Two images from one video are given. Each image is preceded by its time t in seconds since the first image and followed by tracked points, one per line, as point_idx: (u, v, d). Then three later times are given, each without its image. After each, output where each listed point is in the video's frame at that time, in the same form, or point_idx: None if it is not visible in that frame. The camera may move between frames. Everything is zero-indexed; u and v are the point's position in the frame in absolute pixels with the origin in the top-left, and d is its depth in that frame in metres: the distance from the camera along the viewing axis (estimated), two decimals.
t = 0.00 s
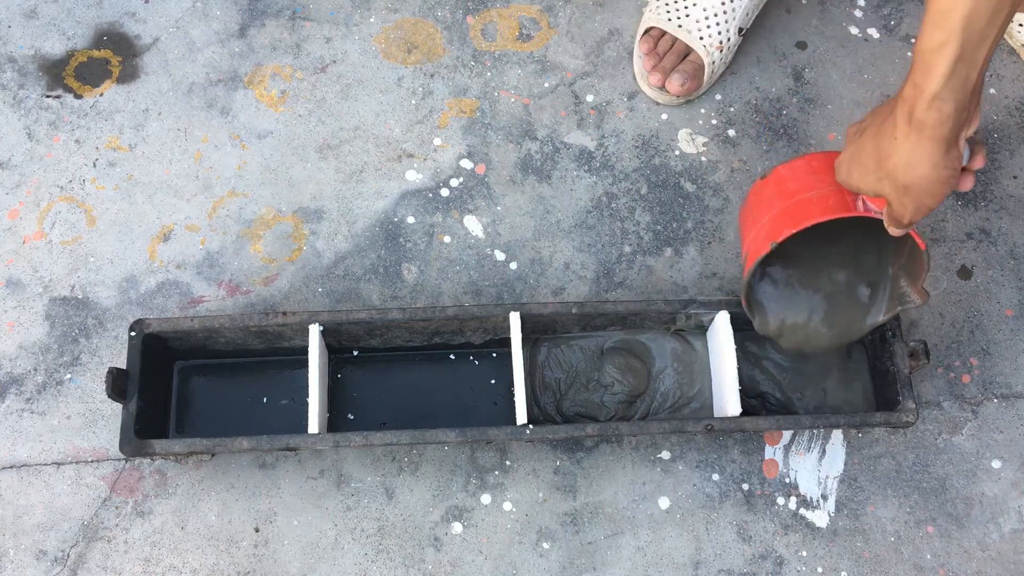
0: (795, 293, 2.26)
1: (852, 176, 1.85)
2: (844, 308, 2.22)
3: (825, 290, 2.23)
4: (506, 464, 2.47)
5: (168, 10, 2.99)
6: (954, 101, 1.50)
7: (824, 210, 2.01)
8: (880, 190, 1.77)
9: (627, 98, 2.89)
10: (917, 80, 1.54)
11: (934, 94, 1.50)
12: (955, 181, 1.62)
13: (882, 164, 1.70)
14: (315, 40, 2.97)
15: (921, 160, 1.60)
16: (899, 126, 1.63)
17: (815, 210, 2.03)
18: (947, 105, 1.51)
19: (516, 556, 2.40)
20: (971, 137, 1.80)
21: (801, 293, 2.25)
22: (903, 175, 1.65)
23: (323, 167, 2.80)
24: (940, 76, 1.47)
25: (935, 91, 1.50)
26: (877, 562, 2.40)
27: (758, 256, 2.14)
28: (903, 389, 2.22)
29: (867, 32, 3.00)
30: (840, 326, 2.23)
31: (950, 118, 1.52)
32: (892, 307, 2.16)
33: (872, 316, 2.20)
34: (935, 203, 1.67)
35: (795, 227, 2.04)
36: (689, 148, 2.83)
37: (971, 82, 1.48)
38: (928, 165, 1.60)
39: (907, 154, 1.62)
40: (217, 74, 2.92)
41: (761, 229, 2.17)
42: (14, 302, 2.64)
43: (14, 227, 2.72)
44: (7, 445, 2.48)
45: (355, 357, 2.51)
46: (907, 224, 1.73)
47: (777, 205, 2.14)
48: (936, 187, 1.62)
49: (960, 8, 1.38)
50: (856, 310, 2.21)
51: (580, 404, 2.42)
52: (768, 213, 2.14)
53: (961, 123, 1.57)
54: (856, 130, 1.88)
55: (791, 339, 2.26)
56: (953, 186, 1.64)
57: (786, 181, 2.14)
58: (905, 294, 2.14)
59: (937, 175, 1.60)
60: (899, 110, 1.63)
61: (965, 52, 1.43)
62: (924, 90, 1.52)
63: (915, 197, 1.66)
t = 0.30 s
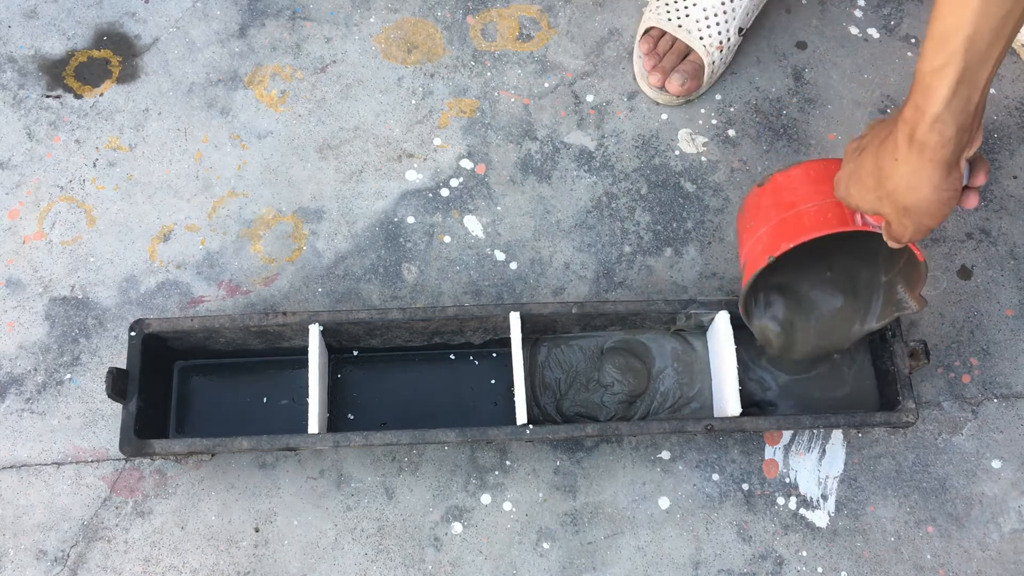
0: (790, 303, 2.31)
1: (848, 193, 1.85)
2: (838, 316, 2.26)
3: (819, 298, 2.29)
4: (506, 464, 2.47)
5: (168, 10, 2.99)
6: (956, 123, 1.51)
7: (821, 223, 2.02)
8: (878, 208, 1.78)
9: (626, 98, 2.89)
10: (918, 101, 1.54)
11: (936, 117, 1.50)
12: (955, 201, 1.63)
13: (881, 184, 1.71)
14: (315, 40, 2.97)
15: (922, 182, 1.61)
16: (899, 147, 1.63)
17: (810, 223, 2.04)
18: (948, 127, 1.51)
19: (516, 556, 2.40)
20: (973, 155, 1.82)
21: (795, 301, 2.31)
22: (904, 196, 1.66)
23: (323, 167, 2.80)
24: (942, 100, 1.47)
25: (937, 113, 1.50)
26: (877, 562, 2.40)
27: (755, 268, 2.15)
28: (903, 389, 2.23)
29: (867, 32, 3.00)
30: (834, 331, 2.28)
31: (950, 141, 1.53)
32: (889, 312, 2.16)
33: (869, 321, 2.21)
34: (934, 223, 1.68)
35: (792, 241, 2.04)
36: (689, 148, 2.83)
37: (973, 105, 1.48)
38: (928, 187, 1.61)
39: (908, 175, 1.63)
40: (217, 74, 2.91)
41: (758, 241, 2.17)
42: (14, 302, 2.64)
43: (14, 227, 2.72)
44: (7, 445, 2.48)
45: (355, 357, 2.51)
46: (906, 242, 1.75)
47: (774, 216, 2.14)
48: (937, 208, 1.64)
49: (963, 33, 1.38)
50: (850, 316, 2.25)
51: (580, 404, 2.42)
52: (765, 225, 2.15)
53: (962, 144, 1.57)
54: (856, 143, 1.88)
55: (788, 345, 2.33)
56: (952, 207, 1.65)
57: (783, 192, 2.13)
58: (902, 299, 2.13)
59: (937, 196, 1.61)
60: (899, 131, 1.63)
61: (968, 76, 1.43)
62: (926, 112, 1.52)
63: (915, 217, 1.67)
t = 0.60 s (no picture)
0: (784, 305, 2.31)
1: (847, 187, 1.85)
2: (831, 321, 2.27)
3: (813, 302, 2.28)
4: (506, 464, 2.47)
5: (168, 10, 2.99)
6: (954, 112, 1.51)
7: (819, 219, 2.02)
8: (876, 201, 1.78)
9: (626, 98, 2.89)
10: (917, 90, 1.54)
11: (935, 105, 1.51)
12: (953, 193, 1.63)
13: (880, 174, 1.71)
14: (315, 40, 2.97)
15: (920, 172, 1.61)
16: (898, 136, 1.63)
17: (809, 219, 2.03)
18: (947, 116, 1.51)
19: (516, 556, 2.40)
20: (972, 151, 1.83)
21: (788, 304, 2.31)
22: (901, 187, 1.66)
23: (323, 168, 2.80)
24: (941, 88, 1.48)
25: (936, 102, 1.50)
26: (877, 562, 2.40)
27: (753, 264, 2.14)
28: (903, 389, 2.23)
29: (867, 32, 3.00)
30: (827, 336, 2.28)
31: (949, 130, 1.53)
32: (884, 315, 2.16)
33: (863, 326, 2.21)
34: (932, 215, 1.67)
35: (791, 236, 2.04)
36: (689, 148, 2.83)
37: (972, 93, 1.49)
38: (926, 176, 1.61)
39: (906, 165, 1.62)
40: (217, 74, 2.91)
41: (756, 237, 2.16)
42: (14, 302, 2.64)
43: (14, 227, 2.72)
44: (7, 445, 2.48)
45: (355, 357, 2.51)
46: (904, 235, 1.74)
47: (772, 213, 2.14)
48: (935, 198, 1.63)
49: (962, 20, 1.39)
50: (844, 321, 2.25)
51: (580, 404, 2.42)
52: (762, 221, 2.14)
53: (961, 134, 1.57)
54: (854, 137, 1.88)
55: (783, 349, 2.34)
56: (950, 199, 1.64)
57: (781, 190, 2.13)
58: (900, 302, 2.12)
59: (935, 186, 1.61)
60: (898, 121, 1.63)
61: (966, 64, 1.43)
62: (925, 101, 1.53)
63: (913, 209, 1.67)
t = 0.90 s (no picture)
0: (781, 302, 2.28)
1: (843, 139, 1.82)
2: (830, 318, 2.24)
3: (811, 299, 2.26)
4: (506, 464, 2.47)
5: (168, 10, 2.99)
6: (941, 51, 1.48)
7: (814, 191, 1.99)
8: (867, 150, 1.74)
9: (626, 98, 2.89)
10: (904, 30, 1.52)
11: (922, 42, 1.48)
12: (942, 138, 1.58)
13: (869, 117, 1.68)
14: (315, 40, 2.97)
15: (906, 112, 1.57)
16: (886, 80, 1.61)
17: (804, 195, 2.00)
18: (931, 55, 1.48)
19: (516, 556, 2.40)
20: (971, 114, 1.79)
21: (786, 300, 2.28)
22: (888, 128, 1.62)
23: (323, 167, 2.80)
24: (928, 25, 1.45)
25: (923, 42, 1.47)
26: (877, 562, 2.40)
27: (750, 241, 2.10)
28: (903, 390, 2.24)
29: (867, 32, 3.00)
30: (828, 334, 2.23)
31: (935, 69, 1.50)
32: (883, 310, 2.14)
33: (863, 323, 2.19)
34: (917, 164, 1.62)
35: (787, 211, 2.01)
36: (689, 148, 2.83)
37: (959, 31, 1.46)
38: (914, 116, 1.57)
39: (891, 109, 1.59)
40: (217, 74, 2.91)
41: (753, 217, 2.13)
42: (14, 302, 2.64)
43: (14, 227, 2.72)
44: (7, 445, 2.48)
45: (355, 357, 2.51)
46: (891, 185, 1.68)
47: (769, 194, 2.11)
48: (922, 142, 1.58)
49: None
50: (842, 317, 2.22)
51: (580, 404, 2.42)
52: (759, 202, 2.11)
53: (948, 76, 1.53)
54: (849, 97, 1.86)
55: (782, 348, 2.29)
56: (938, 146, 1.59)
57: (777, 173, 2.11)
58: (901, 294, 2.10)
59: (920, 127, 1.56)
60: (888, 64, 1.61)
61: (956, 2, 1.39)
62: (911, 40, 1.50)
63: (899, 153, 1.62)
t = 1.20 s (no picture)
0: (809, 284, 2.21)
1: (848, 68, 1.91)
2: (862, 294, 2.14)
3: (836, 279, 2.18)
4: (506, 464, 2.47)
5: (168, 10, 2.99)
6: None
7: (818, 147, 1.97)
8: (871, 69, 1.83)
9: (626, 98, 2.89)
10: None
11: None
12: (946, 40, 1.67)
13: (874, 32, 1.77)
14: (315, 40, 2.97)
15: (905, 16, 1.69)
16: None
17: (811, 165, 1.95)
18: None
19: (516, 556, 2.40)
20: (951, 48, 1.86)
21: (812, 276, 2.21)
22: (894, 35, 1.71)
23: (323, 167, 2.80)
24: None
25: None
26: (877, 562, 2.41)
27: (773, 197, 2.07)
28: (903, 390, 2.24)
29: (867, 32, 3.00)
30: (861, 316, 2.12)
31: None
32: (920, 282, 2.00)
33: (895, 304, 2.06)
34: (925, 67, 1.68)
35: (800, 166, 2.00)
36: (689, 148, 2.83)
37: None
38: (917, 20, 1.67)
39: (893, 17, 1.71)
40: (217, 74, 2.91)
41: (777, 173, 2.11)
42: (14, 302, 2.64)
43: (14, 227, 2.72)
44: (8, 445, 2.48)
45: (355, 357, 2.51)
46: (900, 98, 1.72)
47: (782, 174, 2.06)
48: (928, 38, 1.67)
49: None
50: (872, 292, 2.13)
51: (580, 404, 2.42)
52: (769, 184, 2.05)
53: None
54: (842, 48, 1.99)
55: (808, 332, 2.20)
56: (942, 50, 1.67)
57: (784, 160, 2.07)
58: (942, 261, 1.92)
59: (924, 25, 1.67)
60: None
61: None
62: None
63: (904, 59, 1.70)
